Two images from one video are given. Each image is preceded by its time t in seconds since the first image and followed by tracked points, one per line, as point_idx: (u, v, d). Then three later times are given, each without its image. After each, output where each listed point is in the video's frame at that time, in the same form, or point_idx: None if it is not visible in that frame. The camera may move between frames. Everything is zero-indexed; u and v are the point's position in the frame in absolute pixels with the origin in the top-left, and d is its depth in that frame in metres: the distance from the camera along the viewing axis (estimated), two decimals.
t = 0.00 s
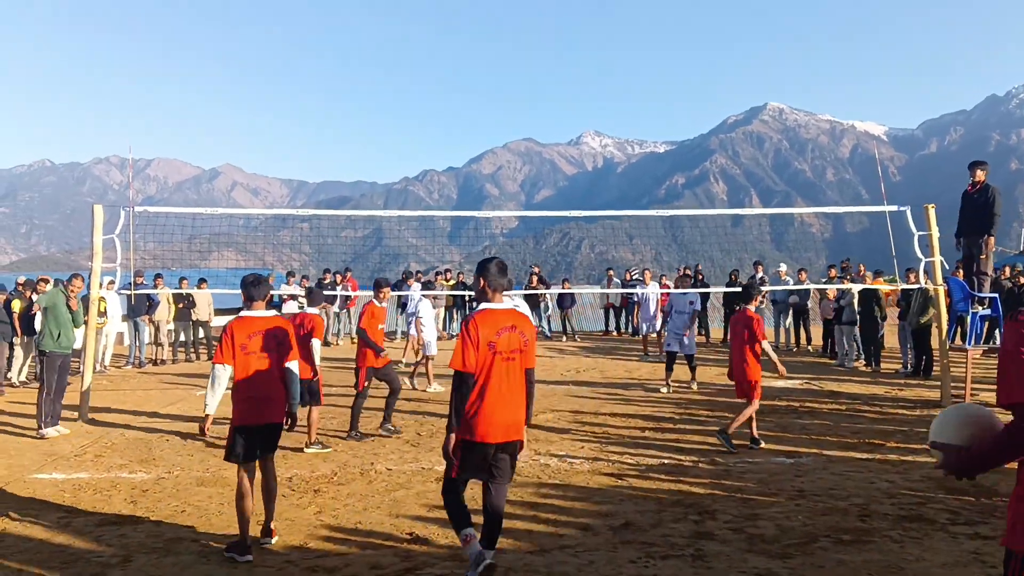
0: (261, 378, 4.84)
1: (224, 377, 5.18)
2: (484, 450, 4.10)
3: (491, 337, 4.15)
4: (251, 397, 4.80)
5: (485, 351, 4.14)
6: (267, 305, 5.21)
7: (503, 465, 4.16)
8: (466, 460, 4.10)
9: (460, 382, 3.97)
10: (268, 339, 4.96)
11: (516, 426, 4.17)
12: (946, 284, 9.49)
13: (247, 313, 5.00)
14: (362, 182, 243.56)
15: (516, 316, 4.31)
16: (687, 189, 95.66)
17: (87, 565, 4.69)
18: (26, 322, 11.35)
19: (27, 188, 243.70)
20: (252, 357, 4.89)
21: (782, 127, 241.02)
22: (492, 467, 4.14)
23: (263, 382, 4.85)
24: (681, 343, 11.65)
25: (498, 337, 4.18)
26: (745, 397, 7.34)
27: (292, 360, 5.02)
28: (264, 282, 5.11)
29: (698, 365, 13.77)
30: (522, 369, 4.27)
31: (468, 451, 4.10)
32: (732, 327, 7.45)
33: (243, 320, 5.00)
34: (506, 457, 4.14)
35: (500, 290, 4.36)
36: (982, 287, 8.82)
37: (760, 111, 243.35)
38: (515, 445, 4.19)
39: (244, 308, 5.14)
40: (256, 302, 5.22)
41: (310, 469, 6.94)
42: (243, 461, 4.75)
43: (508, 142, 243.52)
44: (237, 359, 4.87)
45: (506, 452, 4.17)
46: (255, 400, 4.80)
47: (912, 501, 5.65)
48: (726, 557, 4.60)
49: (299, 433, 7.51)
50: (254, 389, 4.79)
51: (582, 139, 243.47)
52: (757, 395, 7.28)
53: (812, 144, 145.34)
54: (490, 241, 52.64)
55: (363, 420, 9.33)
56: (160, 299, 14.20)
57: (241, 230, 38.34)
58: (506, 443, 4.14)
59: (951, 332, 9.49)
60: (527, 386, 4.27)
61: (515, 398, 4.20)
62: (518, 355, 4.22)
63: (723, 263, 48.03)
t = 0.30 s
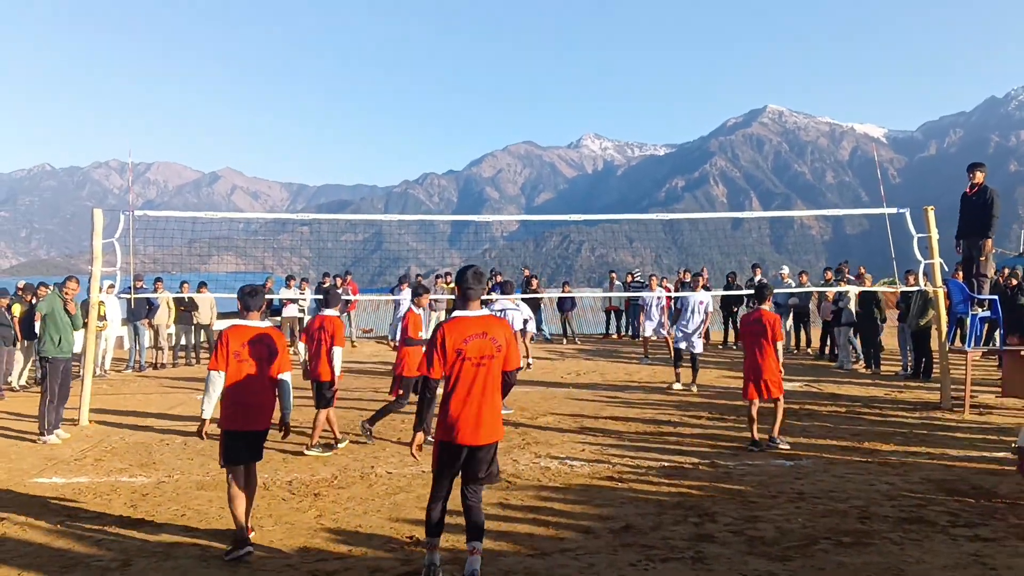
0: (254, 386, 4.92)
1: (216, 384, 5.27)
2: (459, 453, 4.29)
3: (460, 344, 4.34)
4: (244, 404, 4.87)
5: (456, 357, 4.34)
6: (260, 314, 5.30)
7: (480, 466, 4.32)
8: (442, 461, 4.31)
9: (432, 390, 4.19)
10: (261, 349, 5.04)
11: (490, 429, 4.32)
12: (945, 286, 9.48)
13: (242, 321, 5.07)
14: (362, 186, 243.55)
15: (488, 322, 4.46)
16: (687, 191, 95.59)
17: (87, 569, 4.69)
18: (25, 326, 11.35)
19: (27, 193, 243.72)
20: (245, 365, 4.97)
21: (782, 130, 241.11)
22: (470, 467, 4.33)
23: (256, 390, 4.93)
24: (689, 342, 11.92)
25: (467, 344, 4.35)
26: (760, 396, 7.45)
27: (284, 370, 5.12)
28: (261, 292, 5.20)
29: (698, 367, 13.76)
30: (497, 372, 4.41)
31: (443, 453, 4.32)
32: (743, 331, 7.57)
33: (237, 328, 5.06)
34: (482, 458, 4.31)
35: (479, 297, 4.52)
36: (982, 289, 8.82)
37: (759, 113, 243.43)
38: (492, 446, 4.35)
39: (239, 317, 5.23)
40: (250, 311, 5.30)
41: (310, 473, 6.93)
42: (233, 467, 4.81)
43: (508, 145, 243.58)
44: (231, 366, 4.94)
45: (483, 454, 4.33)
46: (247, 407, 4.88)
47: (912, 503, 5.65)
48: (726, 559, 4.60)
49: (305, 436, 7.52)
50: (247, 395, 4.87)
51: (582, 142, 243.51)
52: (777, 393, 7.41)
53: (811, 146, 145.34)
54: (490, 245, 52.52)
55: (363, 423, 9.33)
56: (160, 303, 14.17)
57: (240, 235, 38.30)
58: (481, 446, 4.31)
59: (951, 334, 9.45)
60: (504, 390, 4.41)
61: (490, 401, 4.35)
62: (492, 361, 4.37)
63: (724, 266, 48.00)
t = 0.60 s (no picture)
0: (248, 380, 5.09)
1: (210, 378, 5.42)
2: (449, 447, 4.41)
3: (445, 341, 4.45)
4: (238, 397, 5.04)
5: (442, 354, 4.45)
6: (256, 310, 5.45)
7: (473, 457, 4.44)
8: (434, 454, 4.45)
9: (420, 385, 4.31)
10: (256, 344, 5.21)
11: (479, 421, 4.42)
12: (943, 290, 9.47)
13: (237, 317, 5.25)
14: (360, 189, 243.54)
15: (475, 318, 4.53)
16: (686, 195, 95.59)
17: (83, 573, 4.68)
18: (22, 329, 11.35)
19: (24, 196, 243.58)
20: (240, 359, 5.14)
21: (780, 134, 241.41)
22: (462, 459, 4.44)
23: (250, 383, 5.10)
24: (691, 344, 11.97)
25: (453, 340, 4.45)
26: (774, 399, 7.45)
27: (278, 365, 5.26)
28: (257, 289, 5.36)
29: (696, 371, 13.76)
30: (485, 367, 4.47)
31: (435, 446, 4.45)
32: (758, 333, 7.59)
33: (233, 324, 5.24)
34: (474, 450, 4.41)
35: (467, 296, 4.59)
36: (979, 294, 8.82)
37: (757, 117, 243.73)
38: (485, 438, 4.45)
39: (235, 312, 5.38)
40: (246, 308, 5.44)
41: (308, 477, 6.92)
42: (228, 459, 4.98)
43: (507, 149, 243.65)
44: (226, 360, 5.11)
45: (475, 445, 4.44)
46: (242, 401, 5.04)
47: (909, 507, 5.66)
48: (723, 563, 4.59)
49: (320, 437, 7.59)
50: (240, 389, 5.03)
51: (581, 145, 243.52)
52: (790, 396, 7.42)
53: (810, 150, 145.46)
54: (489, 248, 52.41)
55: (361, 427, 9.32)
56: (156, 306, 14.15)
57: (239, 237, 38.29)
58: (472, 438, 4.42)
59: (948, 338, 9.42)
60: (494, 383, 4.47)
61: (479, 395, 4.43)
62: (478, 355, 4.43)
63: (721, 270, 47.97)
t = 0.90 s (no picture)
0: (237, 383, 5.20)
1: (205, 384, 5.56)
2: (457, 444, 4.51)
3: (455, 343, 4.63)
4: (227, 401, 5.16)
5: (453, 355, 4.63)
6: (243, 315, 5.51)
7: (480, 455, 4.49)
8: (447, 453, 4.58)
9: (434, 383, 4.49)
10: (244, 349, 5.32)
11: (484, 419, 4.48)
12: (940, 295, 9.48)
13: (224, 323, 5.36)
14: (359, 193, 243.59)
15: (492, 324, 4.66)
16: (684, 199, 95.65)
17: None
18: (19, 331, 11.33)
19: (24, 198, 243.49)
20: (228, 364, 5.26)
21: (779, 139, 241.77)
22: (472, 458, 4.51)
23: (238, 386, 5.21)
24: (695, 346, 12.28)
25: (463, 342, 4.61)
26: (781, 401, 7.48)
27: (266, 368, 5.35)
28: (243, 295, 5.42)
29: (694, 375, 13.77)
30: (493, 367, 4.54)
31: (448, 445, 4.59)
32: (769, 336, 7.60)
33: (221, 331, 5.35)
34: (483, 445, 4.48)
35: (497, 299, 4.71)
36: (976, 298, 8.83)
37: (757, 121, 243.96)
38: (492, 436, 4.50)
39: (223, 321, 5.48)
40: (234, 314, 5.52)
41: (305, 480, 6.92)
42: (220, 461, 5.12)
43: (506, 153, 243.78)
44: (216, 366, 5.25)
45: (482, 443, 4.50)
46: (230, 404, 5.16)
47: (906, 512, 5.66)
48: (721, 567, 4.60)
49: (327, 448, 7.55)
50: (228, 394, 5.15)
51: (580, 149, 243.58)
52: (796, 399, 7.44)
53: (808, 155, 145.67)
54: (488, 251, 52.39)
55: (358, 429, 9.31)
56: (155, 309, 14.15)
57: (238, 240, 38.27)
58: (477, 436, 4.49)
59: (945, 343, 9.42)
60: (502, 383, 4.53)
61: (485, 394, 4.51)
62: (486, 356, 4.55)
63: (720, 274, 47.94)
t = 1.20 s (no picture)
0: (224, 380, 5.34)
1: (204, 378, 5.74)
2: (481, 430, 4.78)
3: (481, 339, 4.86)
4: (216, 395, 5.33)
5: (479, 351, 4.87)
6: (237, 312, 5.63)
7: (500, 443, 4.69)
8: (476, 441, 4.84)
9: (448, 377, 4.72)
10: (232, 346, 5.43)
11: (505, 407, 4.70)
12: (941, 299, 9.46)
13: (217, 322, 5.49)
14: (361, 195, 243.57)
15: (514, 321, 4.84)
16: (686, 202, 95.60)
17: None
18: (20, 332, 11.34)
19: (26, 199, 243.63)
20: (217, 360, 5.39)
21: (782, 143, 241.73)
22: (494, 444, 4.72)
23: (227, 382, 5.35)
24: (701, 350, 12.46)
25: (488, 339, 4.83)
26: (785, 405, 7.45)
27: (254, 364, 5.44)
28: (236, 294, 5.54)
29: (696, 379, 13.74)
30: (516, 361, 4.73)
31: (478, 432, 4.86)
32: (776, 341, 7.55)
33: (214, 328, 5.49)
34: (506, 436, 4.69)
35: (523, 299, 4.85)
36: (977, 303, 8.81)
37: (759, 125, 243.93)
38: (512, 422, 4.70)
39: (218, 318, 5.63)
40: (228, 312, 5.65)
41: (305, 483, 6.91)
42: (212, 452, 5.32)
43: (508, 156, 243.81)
44: (208, 362, 5.40)
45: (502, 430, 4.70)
46: (219, 398, 5.31)
47: (907, 517, 5.64)
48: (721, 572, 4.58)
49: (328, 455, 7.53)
50: (215, 389, 5.30)
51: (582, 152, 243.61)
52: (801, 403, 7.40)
53: (811, 159, 145.46)
54: (489, 255, 52.36)
55: (359, 432, 9.31)
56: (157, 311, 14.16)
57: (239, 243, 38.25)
58: (498, 421, 4.72)
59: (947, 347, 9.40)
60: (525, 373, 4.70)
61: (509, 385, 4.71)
62: (508, 352, 4.73)
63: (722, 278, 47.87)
